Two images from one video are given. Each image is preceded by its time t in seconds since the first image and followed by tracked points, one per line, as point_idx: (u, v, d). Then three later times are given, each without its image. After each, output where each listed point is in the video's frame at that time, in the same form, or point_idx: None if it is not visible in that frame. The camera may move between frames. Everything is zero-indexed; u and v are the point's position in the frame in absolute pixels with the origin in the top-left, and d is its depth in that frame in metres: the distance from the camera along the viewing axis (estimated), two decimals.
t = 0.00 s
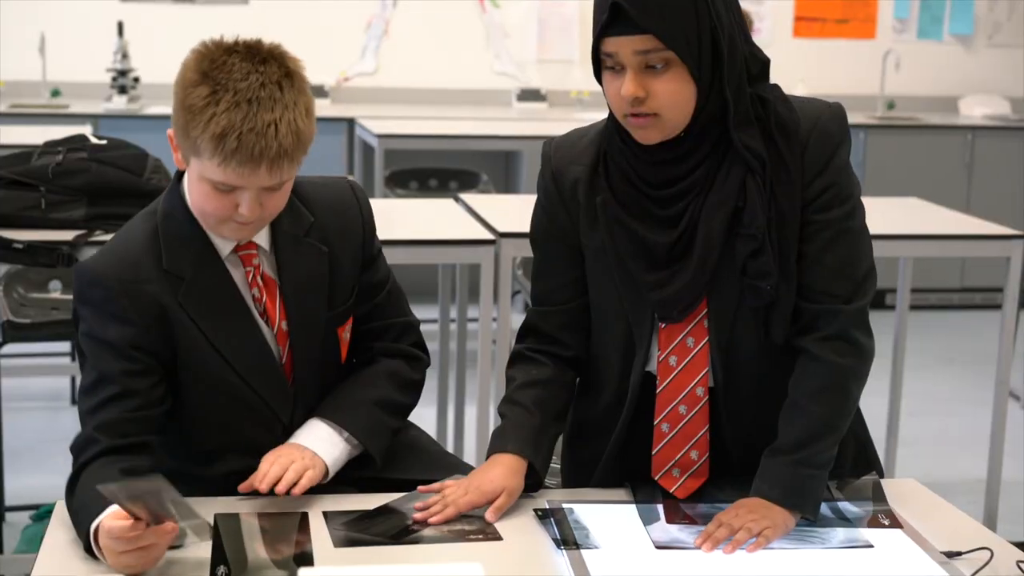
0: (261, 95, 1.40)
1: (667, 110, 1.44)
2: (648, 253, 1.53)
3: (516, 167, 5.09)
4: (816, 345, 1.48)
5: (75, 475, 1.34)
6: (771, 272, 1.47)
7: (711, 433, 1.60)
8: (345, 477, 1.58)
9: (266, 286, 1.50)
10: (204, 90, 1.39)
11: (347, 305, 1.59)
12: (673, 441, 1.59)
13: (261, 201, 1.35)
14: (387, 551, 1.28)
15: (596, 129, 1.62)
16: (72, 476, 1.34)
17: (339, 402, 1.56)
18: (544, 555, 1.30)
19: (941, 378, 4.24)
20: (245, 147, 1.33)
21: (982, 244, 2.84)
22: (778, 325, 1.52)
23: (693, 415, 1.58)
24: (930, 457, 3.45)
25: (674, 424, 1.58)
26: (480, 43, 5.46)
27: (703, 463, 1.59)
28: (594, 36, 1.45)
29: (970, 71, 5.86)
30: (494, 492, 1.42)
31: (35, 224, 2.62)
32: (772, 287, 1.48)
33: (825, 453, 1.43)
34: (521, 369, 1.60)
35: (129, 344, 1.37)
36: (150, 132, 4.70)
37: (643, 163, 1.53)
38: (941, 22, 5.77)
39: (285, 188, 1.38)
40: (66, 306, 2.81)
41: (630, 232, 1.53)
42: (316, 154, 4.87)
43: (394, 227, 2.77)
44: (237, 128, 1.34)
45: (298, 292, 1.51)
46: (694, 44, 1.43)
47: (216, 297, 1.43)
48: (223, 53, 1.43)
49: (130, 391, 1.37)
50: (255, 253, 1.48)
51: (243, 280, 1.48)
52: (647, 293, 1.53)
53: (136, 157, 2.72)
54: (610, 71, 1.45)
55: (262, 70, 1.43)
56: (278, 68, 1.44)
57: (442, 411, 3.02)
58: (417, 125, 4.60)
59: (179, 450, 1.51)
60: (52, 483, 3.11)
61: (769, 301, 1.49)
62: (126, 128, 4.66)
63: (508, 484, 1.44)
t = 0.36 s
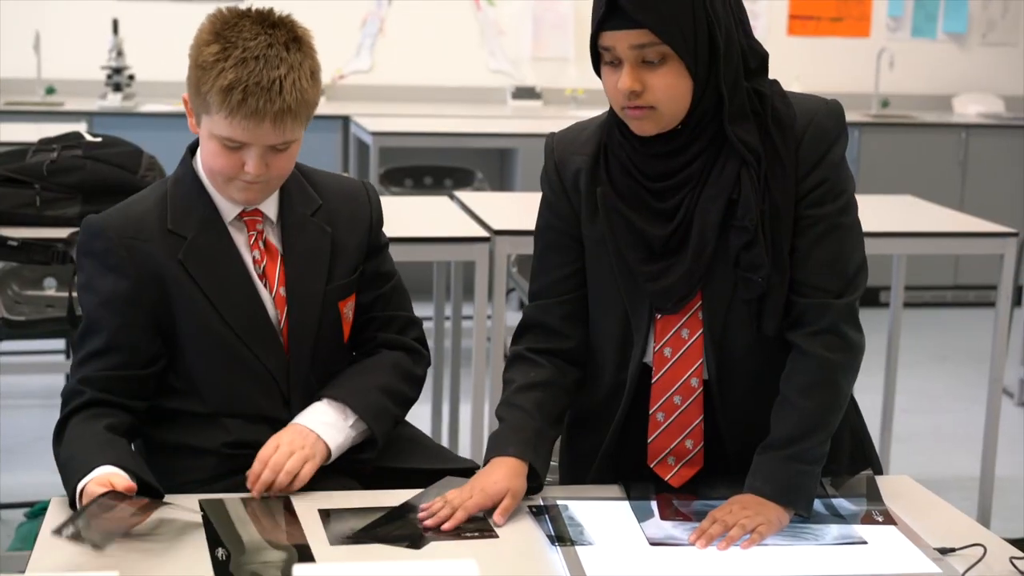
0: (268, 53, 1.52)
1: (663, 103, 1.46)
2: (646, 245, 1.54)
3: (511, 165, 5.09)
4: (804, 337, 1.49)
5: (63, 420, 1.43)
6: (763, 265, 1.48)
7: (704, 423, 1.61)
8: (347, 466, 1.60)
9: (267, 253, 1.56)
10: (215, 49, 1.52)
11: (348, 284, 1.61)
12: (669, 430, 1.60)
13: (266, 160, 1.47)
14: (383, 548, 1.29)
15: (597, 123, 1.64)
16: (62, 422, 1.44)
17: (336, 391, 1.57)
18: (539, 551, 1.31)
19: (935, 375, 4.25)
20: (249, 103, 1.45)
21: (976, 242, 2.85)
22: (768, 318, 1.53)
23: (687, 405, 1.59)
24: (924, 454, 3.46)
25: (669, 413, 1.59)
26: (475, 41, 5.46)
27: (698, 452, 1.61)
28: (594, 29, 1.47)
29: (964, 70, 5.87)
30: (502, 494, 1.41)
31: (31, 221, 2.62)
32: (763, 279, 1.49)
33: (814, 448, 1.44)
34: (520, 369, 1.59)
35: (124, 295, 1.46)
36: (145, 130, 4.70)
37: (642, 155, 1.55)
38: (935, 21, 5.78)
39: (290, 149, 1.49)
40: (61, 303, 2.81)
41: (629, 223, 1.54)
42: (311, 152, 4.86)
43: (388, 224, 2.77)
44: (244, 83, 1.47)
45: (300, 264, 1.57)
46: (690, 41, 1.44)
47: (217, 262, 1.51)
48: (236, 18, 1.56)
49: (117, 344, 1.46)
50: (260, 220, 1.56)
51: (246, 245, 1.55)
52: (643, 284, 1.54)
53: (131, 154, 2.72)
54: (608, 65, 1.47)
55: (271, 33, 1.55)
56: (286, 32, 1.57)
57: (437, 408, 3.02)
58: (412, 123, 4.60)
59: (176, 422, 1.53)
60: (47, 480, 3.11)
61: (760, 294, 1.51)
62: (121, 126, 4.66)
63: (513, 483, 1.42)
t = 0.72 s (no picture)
0: (276, 41, 1.53)
1: (653, 98, 1.46)
2: (637, 239, 1.55)
3: (505, 162, 5.09)
4: (799, 334, 1.49)
5: (73, 406, 1.43)
6: (754, 262, 1.48)
7: (696, 420, 1.61)
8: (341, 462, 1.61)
9: (272, 242, 1.57)
10: (223, 36, 1.53)
11: (351, 279, 1.60)
12: (660, 426, 1.60)
13: (275, 147, 1.48)
14: (379, 545, 1.29)
15: (590, 116, 1.64)
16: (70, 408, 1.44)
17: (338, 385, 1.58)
18: (534, 548, 1.30)
19: (930, 372, 4.25)
20: (257, 87, 1.46)
21: (972, 239, 2.85)
22: (761, 315, 1.52)
23: (679, 401, 1.59)
24: (919, 450, 3.47)
25: (660, 409, 1.59)
26: (469, 38, 5.45)
27: (689, 448, 1.61)
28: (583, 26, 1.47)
29: (959, 66, 5.87)
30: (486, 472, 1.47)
31: (25, 219, 2.60)
32: (755, 275, 1.49)
33: (813, 445, 1.44)
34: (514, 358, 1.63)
35: (132, 280, 1.46)
36: (139, 127, 4.70)
37: (633, 151, 1.54)
38: (931, 17, 5.78)
39: (296, 136, 1.50)
40: (56, 301, 2.81)
41: (621, 217, 1.55)
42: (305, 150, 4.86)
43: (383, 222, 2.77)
44: (251, 68, 1.48)
45: (303, 254, 1.57)
46: (678, 36, 1.44)
47: (222, 251, 1.51)
48: (245, 6, 1.57)
49: (124, 329, 1.46)
50: (266, 211, 1.56)
51: (252, 236, 1.56)
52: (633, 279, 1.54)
53: (126, 152, 2.72)
54: (600, 62, 1.46)
55: (279, 21, 1.56)
56: (294, 20, 1.58)
57: (432, 405, 3.02)
58: (406, 121, 4.59)
59: (177, 411, 1.53)
60: (42, 477, 3.10)
61: (752, 291, 1.50)
62: (115, 123, 4.66)
63: (499, 461, 1.48)
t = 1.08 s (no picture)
0: (284, 30, 1.54)
1: (656, 81, 1.47)
2: (633, 223, 1.56)
3: (503, 159, 5.09)
4: (796, 331, 1.49)
5: (75, 395, 1.42)
6: (747, 252, 1.49)
7: (691, 407, 1.61)
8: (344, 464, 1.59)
9: (272, 238, 1.56)
10: (230, 27, 1.53)
11: (350, 275, 1.60)
12: (654, 412, 1.60)
13: (282, 137, 1.48)
14: (376, 541, 1.29)
15: (599, 101, 1.66)
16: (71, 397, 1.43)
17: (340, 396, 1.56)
18: (532, 545, 1.31)
19: (927, 368, 4.25)
20: (265, 74, 1.46)
21: (969, 235, 2.85)
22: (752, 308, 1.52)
23: (673, 388, 1.59)
24: (916, 447, 3.47)
25: (655, 396, 1.59)
26: (467, 35, 5.45)
27: (683, 435, 1.61)
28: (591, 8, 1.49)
29: (956, 63, 5.87)
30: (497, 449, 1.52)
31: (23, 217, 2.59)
32: (748, 265, 1.50)
33: (811, 440, 1.45)
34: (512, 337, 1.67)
35: (134, 272, 1.47)
36: (137, 124, 4.70)
37: (635, 134, 1.56)
38: (929, 14, 5.78)
39: (305, 125, 1.50)
40: (54, 298, 2.80)
41: (617, 199, 1.56)
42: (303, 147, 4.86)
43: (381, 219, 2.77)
44: (259, 55, 1.48)
45: (303, 250, 1.57)
46: (683, 19, 1.46)
47: (222, 246, 1.51)
48: None
49: (125, 319, 1.46)
50: (267, 207, 1.56)
51: (252, 231, 1.56)
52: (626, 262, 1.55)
53: (125, 150, 2.73)
54: (605, 43, 1.49)
55: (285, 12, 1.57)
56: (299, 13, 1.59)
57: (430, 402, 3.02)
58: (404, 118, 4.59)
59: (179, 404, 1.53)
60: (40, 475, 3.10)
61: (744, 280, 1.51)
62: (113, 120, 4.67)
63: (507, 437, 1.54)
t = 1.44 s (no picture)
0: (299, 24, 1.55)
1: (695, 55, 1.50)
2: (653, 197, 1.58)
3: (501, 156, 5.09)
4: (811, 324, 1.49)
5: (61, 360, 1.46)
6: (762, 236, 1.50)
7: (695, 383, 1.63)
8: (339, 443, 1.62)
9: (283, 234, 1.57)
10: (244, 27, 1.53)
11: (358, 270, 1.61)
12: (659, 387, 1.62)
13: (308, 131, 1.48)
14: (375, 539, 1.29)
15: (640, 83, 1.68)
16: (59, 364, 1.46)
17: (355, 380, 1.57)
18: (531, 542, 1.31)
19: (925, 364, 4.27)
20: (288, 69, 1.47)
21: (966, 232, 2.86)
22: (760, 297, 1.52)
23: (680, 364, 1.60)
24: (914, 444, 3.48)
25: (660, 370, 1.61)
26: (465, 33, 5.45)
27: (685, 412, 1.64)
28: None
29: (953, 60, 5.88)
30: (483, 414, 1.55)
31: (22, 214, 2.60)
32: (759, 250, 1.51)
33: (818, 432, 1.43)
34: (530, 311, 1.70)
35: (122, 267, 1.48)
36: (135, 122, 4.70)
37: (666, 110, 1.58)
38: (927, 12, 5.78)
39: (325, 119, 1.50)
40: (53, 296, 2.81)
41: (640, 171, 1.58)
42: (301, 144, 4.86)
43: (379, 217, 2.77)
44: (283, 50, 1.49)
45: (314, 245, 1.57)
46: None
47: (215, 249, 1.50)
48: None
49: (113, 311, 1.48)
50: (277, 205, 1.57)
51: (263, 228, 1.56)
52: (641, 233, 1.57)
53: (123, 147, 2.73)
54: (647, 17, 1.50)
55: (292, 6, 1.57)
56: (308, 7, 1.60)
57: (428, 399, 3.03)
58: (402, 115, 4.59)
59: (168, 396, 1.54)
60: (39, 472, 3.11)
61: (753, 264, 1.52)
62: (111, 119, 4.67)
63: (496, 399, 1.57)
